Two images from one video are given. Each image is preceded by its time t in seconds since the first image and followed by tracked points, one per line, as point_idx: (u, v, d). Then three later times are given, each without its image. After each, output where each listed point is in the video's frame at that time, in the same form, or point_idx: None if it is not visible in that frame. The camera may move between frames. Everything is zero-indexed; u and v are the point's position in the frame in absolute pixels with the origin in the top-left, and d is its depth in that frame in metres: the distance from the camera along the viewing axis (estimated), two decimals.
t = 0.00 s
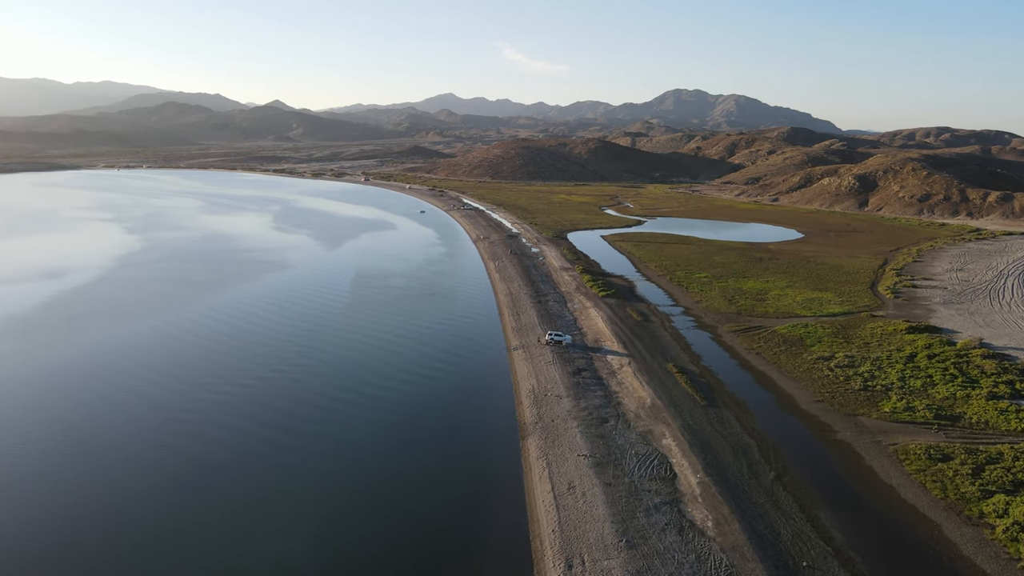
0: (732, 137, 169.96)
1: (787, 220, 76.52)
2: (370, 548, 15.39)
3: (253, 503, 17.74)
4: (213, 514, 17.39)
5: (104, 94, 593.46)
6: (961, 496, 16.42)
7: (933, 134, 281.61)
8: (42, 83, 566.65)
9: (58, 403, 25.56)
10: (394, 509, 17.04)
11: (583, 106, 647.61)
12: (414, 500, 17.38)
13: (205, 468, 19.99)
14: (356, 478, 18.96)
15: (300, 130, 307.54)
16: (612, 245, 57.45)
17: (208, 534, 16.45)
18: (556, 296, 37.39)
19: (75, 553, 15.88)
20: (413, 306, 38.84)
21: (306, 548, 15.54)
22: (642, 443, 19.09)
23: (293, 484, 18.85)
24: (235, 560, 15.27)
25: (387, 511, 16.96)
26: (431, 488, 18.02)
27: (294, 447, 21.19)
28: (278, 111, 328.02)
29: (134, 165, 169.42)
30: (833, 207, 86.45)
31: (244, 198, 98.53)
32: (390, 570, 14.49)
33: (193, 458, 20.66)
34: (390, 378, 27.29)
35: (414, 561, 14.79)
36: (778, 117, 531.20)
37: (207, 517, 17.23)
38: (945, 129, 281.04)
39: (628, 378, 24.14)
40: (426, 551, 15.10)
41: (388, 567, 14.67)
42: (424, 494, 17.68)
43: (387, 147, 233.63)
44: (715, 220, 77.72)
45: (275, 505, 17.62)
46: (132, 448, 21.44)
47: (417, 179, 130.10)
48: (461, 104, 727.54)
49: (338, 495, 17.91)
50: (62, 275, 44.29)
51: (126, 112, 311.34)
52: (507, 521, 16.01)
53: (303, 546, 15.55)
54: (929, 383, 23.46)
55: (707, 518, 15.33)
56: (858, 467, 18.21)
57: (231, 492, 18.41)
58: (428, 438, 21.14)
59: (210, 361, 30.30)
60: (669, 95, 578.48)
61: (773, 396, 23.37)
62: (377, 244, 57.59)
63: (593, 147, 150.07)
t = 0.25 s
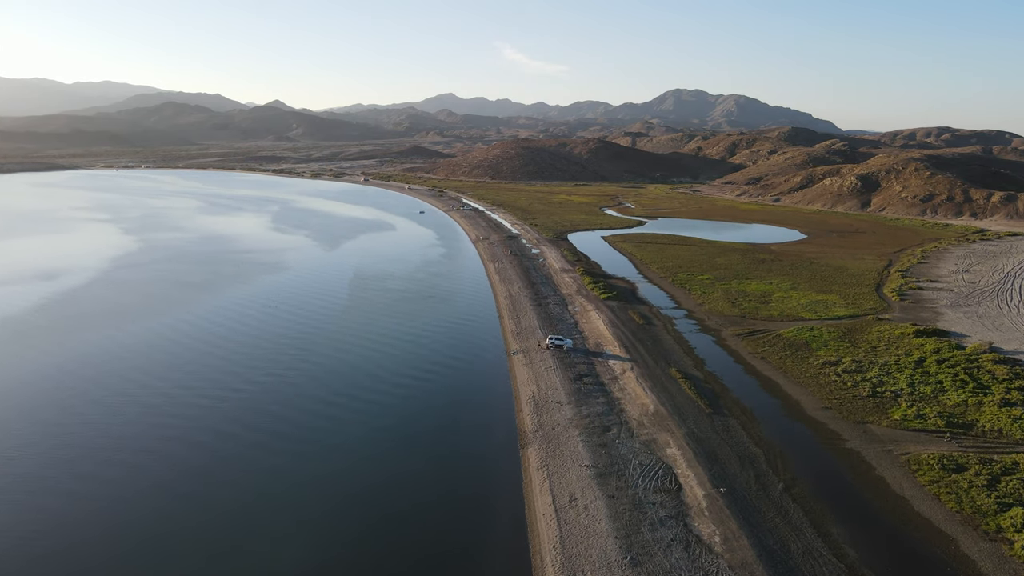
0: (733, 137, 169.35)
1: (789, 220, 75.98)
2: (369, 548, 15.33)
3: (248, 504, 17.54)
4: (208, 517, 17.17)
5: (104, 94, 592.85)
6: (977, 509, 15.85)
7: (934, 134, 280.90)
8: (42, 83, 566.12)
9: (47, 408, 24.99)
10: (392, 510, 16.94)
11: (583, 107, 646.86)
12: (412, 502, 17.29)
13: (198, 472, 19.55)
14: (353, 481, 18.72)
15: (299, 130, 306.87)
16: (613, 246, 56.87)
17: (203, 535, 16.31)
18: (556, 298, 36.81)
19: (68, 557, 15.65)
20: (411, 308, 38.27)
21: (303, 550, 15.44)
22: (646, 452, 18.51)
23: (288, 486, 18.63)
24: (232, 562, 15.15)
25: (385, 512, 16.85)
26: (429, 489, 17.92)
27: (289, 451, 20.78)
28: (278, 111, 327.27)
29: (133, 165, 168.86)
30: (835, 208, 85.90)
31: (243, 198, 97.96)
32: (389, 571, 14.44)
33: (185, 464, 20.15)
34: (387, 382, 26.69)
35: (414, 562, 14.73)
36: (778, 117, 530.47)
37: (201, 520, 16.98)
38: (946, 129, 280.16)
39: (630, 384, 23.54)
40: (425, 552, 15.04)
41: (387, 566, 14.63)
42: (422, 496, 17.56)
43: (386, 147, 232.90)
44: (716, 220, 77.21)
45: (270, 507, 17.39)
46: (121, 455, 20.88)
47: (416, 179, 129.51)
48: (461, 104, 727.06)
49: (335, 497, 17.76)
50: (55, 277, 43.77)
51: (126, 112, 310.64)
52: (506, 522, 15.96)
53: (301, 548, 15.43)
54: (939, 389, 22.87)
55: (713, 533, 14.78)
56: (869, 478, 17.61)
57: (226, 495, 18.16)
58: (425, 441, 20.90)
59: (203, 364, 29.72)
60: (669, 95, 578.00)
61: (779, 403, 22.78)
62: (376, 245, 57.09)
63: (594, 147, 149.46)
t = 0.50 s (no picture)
0: (734, 136, 168.59)
1: (791, 221, 75.45)
2: (366, 549, 15.44)
3: (248, 507, 17.73)
4: (203, 521, 17.19)
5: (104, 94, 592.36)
6: (994, 523, 15.27)
7: (935, 134, 280.18)
8: (42, 83, 566.16)
9: (37, 414, 24.54)
10: (389, 512, 16.98)
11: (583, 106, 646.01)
12: (409, 503, 17.36)
13: (187, 484, 19.18)
14: (349, 486, 18.64)
15: (299, 130, 306.35)
16: (614, 247, 56.31)
17: (201, 539, 16.44)
18: (557, 301, 36.27)
19: (65, 562, 15.73)
20: (409, 311, 37.74)
21: (299, 552, 15.53)
22: (650, 463, 17.94)
23: (287, 489, 18.71)
24: (229, 565, 15.30)
25: (381, 514, 16.91)
26: (426, 490, 17.98)
27: (280, 461, 20.41)
28: (278, 111, 326.68)
29: (132, 165, 168.50)
30: (838, 208, 85.31)
31: (241, 198, 97.41)
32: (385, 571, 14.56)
33: (172, 476, 19.69)
34: (383, 387, 26.17)
35: (410, 562, 14.85)
36: (779, 117, 529.59)
37: (197, 525, 17.02)
38: (948, 129, 279.36)
39: (633, 391, 22.97)
40: (422, 552, 15.13)
41: (384, 566, 14.76)
42: (419, 498, 17.59)
43: (387, 147, 232.53)
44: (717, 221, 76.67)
45: (266, 513, 17.37)
46: (109, 464, 20.42)
47: (416, 180, 129.01)
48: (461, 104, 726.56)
49: (331, 502, 17.76)
50: (49, 279, 43.33)
51: (125, 112, 309.89)
52: (504, 522, 15.99)
53: (296, 550, 15.52)
54: (949, 396, 22.29)
55: (721, 548, 14.25)
56: (881, 490, 17.03)
57: (221, 501, 18.13)
58: (421, 445, 20.77)
59: (196, 368, 29.19)
60: (670, 95, 577.74)
61: (786, 410, 22.18)
62: (375, 246, 56.60)
63: (594, 147, 148.91)
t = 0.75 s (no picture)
0: (735, 137, 168.00)
1: (793, 222, 74.89)
2: (363, 549, 15.34)
3: (248, 506, 17.57)
4: (201, 521, 17.03)
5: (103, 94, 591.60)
6: (1015, 539, 14.67)
7: (936, 134, 279.58)
8: (41, 83, 565.44)
9: (28, 418, 24.03)
10: (387, 512, 16.85)
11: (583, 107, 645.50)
12: (407, 503, 17.25)
13: (178, 491, 18.69)
14: (346, 488, 18.41)
15: (298, 130, 305.62)
16: (615, 248, 55.72)
17: (196, 538, 16.33)
18: (557, 303, 35.67)
19: (66, 563, 15.60)
20: (408, 313, 37.11)
21: (295, 553, 15.43)
22: (655, 474, 17.33)
23: (287, 489, 18.56)
24: (230, 565, 15.16)
25: (379, 514, 16.78)
26: (424, 491, 17.84)
27: (275, 466, 19.94)
28: (277, 112, 325.98)
29: (131, 165, 168.03)
30: (840, 208, 84.75)
31: (239, 198, 96.75)
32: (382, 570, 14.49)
33: (161, 485, 19.05)
34: (379, 393, 25.50)
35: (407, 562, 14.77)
36: (779, 117, 528.94)
37: (192, 526, 16.83)
38: (948, 129, 278.66)
39: (636, 398, 22.36)
40: (419, 553, 15.04)
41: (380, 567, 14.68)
42: (417, 499, 17.43)
43: (386, 147, 231.87)
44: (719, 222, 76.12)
45: (262, 514, 17.17)
46: (96, 473, 19.77)
47: (416, 180, 128.42)
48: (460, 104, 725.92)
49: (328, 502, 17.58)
50: (42, 281, 42.73)
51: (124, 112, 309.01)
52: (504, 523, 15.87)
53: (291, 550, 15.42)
54: (961, 403, 21.71)
55: (730, 567, 13.65)
56: (895, 502, 16.44)
57: (217, 503, 17.91)
58: (420, 446, 20.49)
59: (190, 372, 28.55)
60: (670, 95, 577.34)
61: (794, 418, 21.55)
62: (373, 247, 56.05)
63: (595, 147, 148.36)
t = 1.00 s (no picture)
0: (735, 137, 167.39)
1: (795, 222, 74.37)
2: (361, 548, 15.31)
3: (248, 505, 17.47)
4: (202, 519, 16.95)
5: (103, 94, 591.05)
6: None
7: (936, 135, 278.85)
8: (41, 83, 564.88)
9: (20, 419, 23.62)
10: (385, 514, 16.79)
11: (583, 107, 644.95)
12: (405, 505, 17.19)
13: (169, 494, 18.26)
14: (346, 488, 18.31)
15: (298, 130, 304.94)
16: (616, 250, 55.07)
17: (193, 535, 16.22)
18: (558, 306, 35.10)
19: (66, 560, 15.44)
20: (406, 316, 36.47)
21: (292, 553, 15.37)
22: (659, 486, 16.75)
23: (288, 489, 18.47)
24: (232, 563, 15.08)
25: (377, 515, 16.74)
26: (422, 492, 17.79)
27: (269, 469, 19.54)
28: (277, 112, 325.42)
29: (130, 165, 167.41)
30: (842, 209, 84.17)
31: (237, 199, 96.13)
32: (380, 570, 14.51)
33: (151, 490, 18.51)
34: (376, 398, 24.79)
35: (405, 562, 14.77)
36: (779, 117, 528.26)
37: (188, 526, 16.64)
38: (949, 129, 277.88)
39: (639, 405, 21.76)
40: (418, 553, 15.02)
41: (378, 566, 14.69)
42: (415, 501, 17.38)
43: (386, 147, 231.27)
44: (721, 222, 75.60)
45: (258, 515, 16.97)
46: (83, 480, 19.12)
47: (415, 180, 127.88)
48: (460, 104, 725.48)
49: (326, 504, 17.41)
50: (35, 283, 42.16)
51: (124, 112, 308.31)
52: (501, 525, 15.84)
53: (288, 550, 15.33)
54: (973, 410, 21.15)
55: None
56: (908, 516, 15.87)
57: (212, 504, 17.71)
58: (417, 450, 20.23)
59: (183, 376, 27.85)
60: (670, 95, 576.81)
61: (801, 425, 20.98)
62: (371, 248, 55.52)
63: (595, 147, 147.73)
